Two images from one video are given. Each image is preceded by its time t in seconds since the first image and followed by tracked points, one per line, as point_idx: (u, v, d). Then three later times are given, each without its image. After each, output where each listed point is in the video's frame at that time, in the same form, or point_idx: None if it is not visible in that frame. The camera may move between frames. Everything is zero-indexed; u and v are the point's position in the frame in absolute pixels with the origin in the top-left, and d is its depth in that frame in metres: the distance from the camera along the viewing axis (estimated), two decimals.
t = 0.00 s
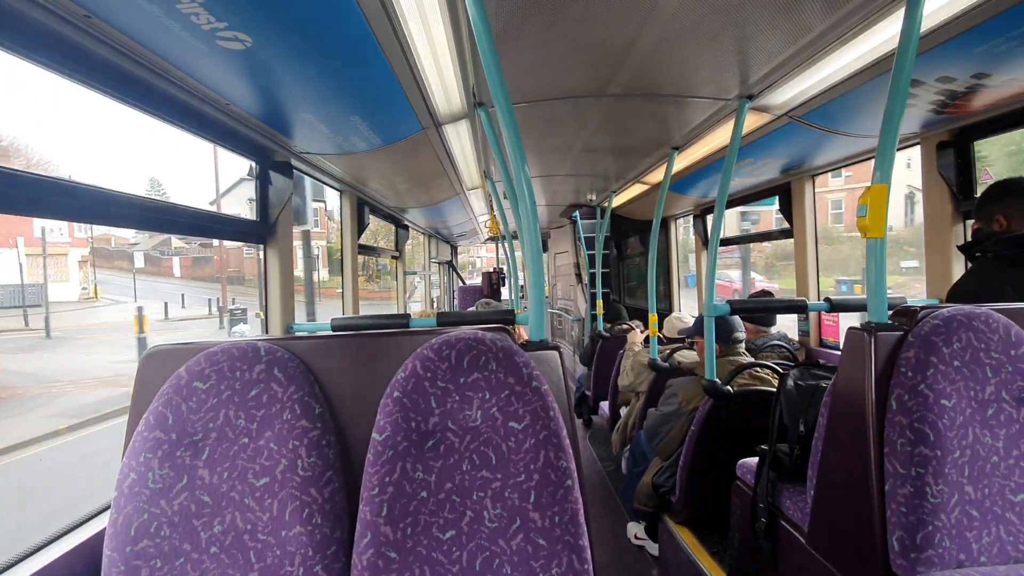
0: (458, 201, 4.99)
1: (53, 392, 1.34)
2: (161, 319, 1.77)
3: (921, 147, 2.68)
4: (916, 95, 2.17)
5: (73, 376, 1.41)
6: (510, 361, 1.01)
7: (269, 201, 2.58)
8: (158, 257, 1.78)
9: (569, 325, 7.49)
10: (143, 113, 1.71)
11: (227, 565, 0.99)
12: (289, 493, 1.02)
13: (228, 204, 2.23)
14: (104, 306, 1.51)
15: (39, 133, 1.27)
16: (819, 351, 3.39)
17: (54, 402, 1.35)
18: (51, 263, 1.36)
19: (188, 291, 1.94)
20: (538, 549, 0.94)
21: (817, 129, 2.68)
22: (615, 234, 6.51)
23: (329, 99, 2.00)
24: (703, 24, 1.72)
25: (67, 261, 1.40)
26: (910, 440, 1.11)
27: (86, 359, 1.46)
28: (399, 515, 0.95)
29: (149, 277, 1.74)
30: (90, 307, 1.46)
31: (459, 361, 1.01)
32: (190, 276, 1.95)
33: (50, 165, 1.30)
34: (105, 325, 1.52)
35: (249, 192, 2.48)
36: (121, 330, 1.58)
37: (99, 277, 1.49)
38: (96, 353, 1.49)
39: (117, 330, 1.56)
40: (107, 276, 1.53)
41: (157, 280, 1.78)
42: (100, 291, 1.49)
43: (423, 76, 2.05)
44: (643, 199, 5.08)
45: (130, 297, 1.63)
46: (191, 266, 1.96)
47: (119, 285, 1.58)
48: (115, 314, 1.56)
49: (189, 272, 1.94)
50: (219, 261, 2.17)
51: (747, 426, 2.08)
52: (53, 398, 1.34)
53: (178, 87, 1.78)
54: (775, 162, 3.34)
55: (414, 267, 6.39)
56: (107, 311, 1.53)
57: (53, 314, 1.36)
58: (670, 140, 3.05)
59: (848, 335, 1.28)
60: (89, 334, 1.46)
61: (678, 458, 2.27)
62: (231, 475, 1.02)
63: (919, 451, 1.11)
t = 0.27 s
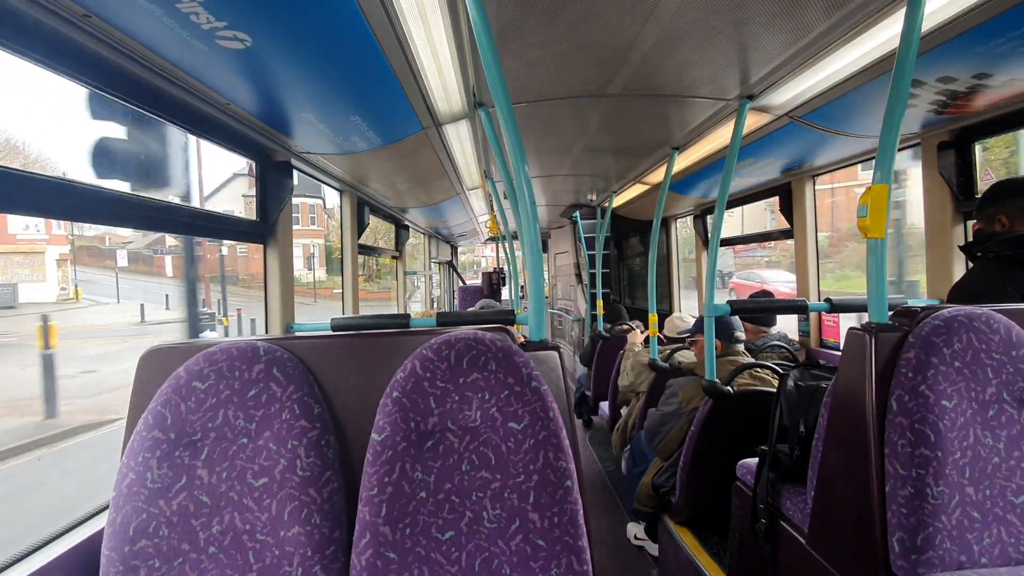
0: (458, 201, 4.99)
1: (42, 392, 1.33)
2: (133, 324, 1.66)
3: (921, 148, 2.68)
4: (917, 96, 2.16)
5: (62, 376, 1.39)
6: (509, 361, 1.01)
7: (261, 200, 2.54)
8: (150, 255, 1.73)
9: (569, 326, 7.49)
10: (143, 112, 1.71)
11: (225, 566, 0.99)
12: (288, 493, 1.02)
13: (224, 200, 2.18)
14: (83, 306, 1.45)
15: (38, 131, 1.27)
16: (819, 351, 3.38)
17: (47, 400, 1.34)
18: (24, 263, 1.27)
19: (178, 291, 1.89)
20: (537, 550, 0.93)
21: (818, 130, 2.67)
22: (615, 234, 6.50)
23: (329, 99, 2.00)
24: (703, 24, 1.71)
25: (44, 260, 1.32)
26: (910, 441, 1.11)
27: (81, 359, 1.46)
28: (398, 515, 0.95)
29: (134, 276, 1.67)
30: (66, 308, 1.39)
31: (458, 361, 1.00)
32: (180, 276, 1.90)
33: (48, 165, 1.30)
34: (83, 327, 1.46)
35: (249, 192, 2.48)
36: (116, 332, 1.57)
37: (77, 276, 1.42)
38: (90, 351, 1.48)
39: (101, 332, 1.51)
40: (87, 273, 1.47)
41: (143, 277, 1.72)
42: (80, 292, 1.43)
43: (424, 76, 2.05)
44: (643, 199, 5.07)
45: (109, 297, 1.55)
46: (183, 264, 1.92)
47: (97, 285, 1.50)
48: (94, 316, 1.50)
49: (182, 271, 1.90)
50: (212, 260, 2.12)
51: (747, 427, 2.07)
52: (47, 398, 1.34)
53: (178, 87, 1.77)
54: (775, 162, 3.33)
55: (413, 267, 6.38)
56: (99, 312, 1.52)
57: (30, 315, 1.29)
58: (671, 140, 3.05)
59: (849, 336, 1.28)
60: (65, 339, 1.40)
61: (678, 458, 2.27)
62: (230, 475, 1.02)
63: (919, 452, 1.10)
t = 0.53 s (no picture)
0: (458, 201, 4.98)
1: (35, 394, 1.31)
2: (107, 327, 1.56)
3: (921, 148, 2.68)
4: (917, 96, 2.16)
5: (56, 377, 1.38)
6: (507, 362, 1.01)
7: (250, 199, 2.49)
8: (142, 254, 1.70)
9: (569, 326, 7.49)
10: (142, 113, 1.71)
11: (223, 567, 0.99)
12: (285, 494, 1.01)
13: (214, 197, 2.13)
14: (59, 308, 1.37)
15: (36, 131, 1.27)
16: (819, 352, 3.38)
17: (43, 401, 1.33)
18: None
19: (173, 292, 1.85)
20: (535, 551, 0.93)
21: (817, 130, 2.67)
22: (615, 234, 6.50)
23: (328, 99, 2.00)
24: (703, 25, 1.71)
25: (16, 258, 1.25)
26: (909, 441, 1.11)
27: (75, 359, 1.45)
28: (395, 516, 0.94)
29: (125, 276, 1.63)
30: (42, 309, 1.33)
31: (456, 361, 1.00)
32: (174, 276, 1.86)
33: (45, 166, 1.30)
34: (61, 329, 1.39)
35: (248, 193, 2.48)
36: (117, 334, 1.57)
37: (54, 276, 1.35)
38: (83, 352, 1.47)
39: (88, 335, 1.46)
40: (66, 272, 1.39)
41: (133, 278, 1.67)
42: (58, 292, 1.36)
43: (422, 77, 2.05)
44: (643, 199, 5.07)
45: (89, 297, 1.47)
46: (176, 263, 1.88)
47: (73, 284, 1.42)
48: (75, 317, 1.44)
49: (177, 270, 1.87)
50: (204, 260, 2.06)
51: (746, 427, 2.07)
52: (44, 398, 1.33)
53: (176, 87, 1.77)
54: (775, 163, 3.33)
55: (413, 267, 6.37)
56: (94, 312, 1.51)
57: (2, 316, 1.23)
58: (670, 140, 3.05)
59: (848, 336, 1.28)
60: (40, 342, 1.33)
61: (677, 459, 2.27)
62: (227, 476, 1.02)
63: (918, 453, 1.10)
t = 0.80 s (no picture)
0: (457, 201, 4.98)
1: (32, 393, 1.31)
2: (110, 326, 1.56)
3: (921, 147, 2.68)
4: (916, 95, 2.16)
5: (53, 377, 1.37)
6: (507, 361, 1.01)
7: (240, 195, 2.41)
8: (132, 251, 1.65)
9: (568, 325, 7.49)
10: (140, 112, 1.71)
11: (222, 567, 0.98)
12: (285, 493, 1.01)
13: (204, 191, 2.06)
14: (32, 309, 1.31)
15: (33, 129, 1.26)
16: (818, 351, 3.38)
17: (40, 402, 1.32)
18: None
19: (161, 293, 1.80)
20: (535, 550, 0.93)
21: (817, 129, 2.67)
22: (615, 234, 6.50)
23: (328, 98, 2.00)
24: (702, 24, 1.71)
25: None
26: (909, 440, 1.11)
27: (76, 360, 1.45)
28: (395, 516, 0.94)
29: (110, 275, 1.56)
30: (13, 310, 1.27)
31: (456, 361, 1.00)
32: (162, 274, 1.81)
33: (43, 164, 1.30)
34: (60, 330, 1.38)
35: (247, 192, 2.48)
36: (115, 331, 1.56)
37: (27, 273, 1.29)
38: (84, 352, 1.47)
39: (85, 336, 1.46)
40: (41, 269, 1.32)
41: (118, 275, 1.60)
42: (32, 291, 1.30)
43: (422, 76, 2.05)
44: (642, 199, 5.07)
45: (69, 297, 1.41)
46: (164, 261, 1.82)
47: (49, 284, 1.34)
48: (57, 319, 1.38)
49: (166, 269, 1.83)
50: (194, 257, 2.00)
51: (746, 426, 2.07)
52: (41, 398, 1.32)
53: (175, 86, 1.77)
54: (774, 162, 3.33)
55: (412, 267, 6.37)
56: (92, 313, 1.49)
57: None
58: (670, 140, 3.05)
59: (848, 335, 1.28)
60: (11, 346, 1.26)
61: (677, 458, 2.27)
62: (226, 476, 1.02)
63: (919, 452, 1.10)
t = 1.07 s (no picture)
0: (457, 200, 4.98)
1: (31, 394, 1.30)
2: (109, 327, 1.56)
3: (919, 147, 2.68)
4: (915, 94, 2.16)
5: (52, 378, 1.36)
6: (507, 361, 1.01)
7: (230, 195, 2.32)
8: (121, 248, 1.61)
9: (568, 325, 7.49)
10: (139, 112, 1.71)
11: (221, 568, 0.98)
12: (284, 494, 1.01)
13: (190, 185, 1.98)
14: None
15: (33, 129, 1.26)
16: (818, 351, 3.39)
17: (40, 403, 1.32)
18: None
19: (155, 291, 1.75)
20: (535, 551, 0.93)
21: (816, 129, 2.68)
22: (614, 233, 6.51)
23: (326, 98, 1.99)
24: (701, 23, 1.71)
25: None
26: (909, 440, 1.11)
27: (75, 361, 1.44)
28: (394, 516, 0.94)
29: (86, 272, 1.48)
30: None
31: (455, 361, 1.00)
32: (151, 273, 1.75)
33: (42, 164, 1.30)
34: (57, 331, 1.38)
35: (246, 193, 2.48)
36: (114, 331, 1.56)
37: None
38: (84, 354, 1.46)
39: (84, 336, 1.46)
40: None
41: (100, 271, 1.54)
42: None
43: (421, 76, 2.05)
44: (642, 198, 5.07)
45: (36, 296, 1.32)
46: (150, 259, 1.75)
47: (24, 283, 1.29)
48: (55, 320, 1.37)
49: (155, 268, 1.77)
50: (183, 255, 1.91)
51: (746, 426, 2.07)
52: (40, 400, 1.32)
53: (174, 86, 1.77)
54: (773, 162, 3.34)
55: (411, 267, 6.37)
56: (89, 314, 1.49)
57: None
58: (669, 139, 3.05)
59: (846, 334, 1.28)
60: None
61: (676, 458, 2.27)
62: (226, 476, 1.02)
63: (918, 451, 1.10)
